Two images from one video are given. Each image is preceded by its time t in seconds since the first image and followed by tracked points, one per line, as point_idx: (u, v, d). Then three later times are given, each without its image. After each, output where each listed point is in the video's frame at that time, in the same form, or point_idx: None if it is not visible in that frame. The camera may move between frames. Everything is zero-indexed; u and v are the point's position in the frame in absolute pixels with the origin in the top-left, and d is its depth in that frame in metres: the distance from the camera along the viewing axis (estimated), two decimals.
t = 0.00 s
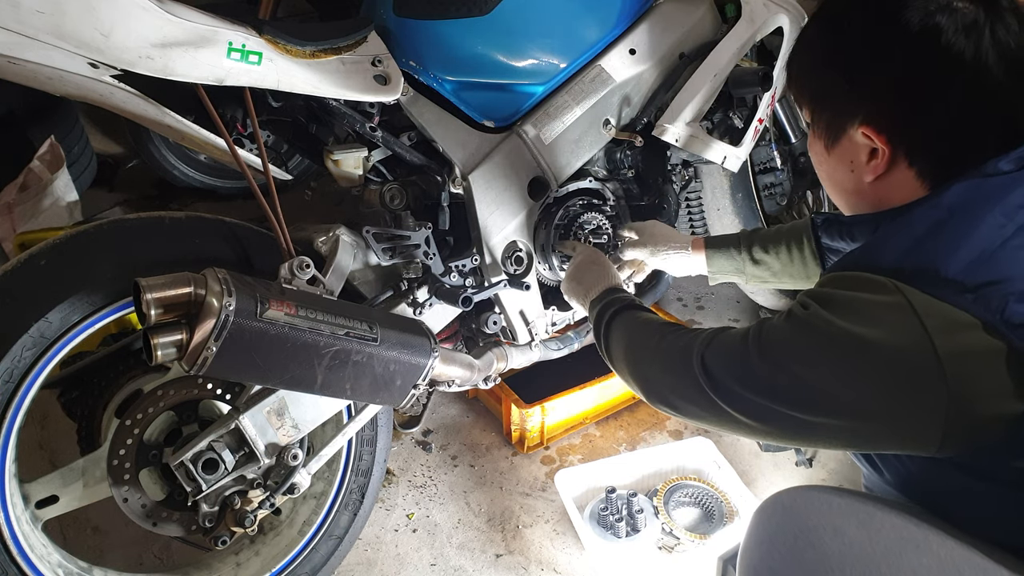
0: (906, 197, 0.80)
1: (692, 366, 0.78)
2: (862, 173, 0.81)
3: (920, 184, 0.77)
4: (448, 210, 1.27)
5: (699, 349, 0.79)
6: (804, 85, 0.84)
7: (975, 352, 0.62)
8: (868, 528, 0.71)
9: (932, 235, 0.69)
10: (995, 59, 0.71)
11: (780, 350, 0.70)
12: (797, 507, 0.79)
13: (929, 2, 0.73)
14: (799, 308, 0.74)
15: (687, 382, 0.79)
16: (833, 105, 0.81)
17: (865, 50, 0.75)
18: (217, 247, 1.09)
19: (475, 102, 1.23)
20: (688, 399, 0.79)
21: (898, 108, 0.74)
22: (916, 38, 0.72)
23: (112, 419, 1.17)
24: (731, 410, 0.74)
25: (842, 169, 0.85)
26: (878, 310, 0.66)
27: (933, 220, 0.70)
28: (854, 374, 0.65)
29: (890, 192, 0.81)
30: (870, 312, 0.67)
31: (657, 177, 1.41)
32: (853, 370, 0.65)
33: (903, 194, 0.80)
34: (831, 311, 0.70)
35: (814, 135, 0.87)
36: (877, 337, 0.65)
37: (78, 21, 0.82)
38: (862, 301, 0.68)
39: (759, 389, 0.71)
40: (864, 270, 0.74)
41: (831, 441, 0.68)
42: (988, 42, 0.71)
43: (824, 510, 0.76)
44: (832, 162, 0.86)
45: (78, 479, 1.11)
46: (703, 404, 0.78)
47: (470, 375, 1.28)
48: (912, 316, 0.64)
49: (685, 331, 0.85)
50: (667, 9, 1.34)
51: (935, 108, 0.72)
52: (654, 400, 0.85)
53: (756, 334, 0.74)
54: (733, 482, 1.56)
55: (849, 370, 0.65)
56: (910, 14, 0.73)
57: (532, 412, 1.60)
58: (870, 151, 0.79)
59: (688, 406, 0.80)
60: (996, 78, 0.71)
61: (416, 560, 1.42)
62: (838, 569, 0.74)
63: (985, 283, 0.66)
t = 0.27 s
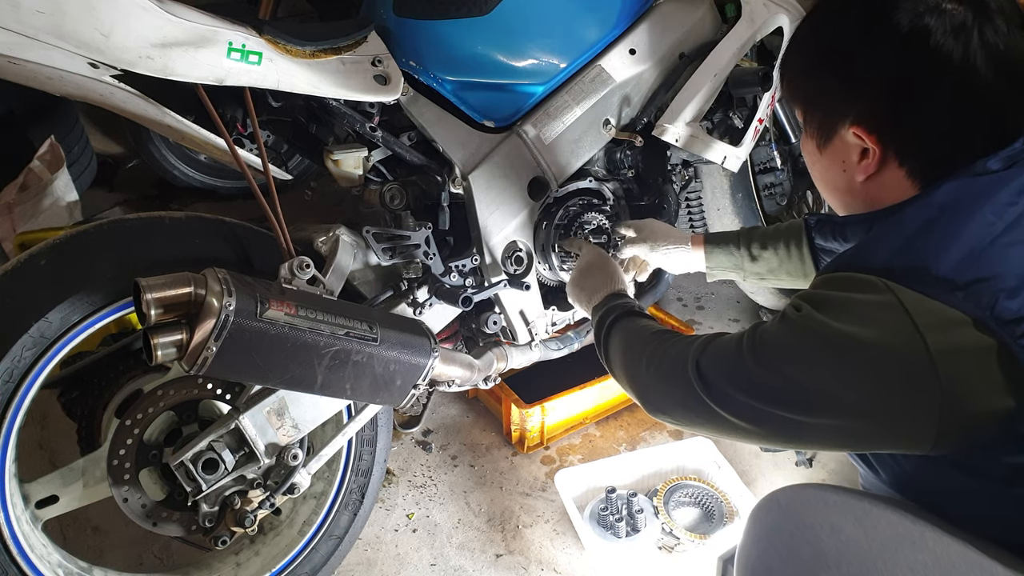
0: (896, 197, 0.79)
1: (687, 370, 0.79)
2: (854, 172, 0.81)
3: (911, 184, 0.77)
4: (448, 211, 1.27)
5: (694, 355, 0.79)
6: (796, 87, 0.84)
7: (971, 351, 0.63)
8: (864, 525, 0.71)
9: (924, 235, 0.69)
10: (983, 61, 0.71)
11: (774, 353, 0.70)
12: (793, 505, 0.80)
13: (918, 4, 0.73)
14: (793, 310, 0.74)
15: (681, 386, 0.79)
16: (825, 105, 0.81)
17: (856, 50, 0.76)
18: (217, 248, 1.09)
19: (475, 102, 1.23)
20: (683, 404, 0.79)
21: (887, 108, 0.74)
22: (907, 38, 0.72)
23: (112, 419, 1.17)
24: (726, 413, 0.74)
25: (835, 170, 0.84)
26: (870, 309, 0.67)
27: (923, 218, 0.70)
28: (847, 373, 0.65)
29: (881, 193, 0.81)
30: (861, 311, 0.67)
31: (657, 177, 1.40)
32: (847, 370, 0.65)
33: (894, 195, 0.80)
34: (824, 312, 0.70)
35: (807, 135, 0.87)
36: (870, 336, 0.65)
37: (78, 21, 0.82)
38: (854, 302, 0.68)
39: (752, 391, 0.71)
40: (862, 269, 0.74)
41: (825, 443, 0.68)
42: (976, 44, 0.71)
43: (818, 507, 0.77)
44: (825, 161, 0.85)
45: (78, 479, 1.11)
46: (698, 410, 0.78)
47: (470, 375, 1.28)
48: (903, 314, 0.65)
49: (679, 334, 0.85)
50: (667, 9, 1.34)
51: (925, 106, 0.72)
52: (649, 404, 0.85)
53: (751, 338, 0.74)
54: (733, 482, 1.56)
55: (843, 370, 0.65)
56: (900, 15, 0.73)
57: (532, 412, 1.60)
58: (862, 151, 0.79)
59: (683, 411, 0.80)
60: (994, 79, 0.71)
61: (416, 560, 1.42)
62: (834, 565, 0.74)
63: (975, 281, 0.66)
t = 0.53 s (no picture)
0: (889, 195, 0.80)
1: (685, 365, 0.78)
2: (849, 171, 0.81)
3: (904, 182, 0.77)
4: (448, 211, 1.27)
5: (691, 350, 0.78)
6: (791, 86, 0.84)
7: (969, 350, 0.63)
8: (861, 523, 0.71)
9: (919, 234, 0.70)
10: (976, 60, 0.71)
11: (772, 349, 0.70)
12: (791, 504, 0.79)
13: (912, 3, 0.73)
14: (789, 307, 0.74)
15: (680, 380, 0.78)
16: (820, 104, 0.81)
17: (850, 49, 0.76)
18: (217, 248, 1.09)
19: (475, 102, 1.23)
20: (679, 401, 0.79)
21: (881, 105, 0.74)
22: (900, 35, 0.72)
23: (112, 419, 1.17)
24: (724, 410, 0.73)
25: (829, 169, 0.84)
26: (866, 306, 0.67)
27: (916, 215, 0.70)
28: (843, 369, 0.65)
29: (874, 191, 0.81)
30: (856, 307, 0.67)
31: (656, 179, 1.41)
32: (843, 366, 0.65)
33: (887, 194, 0.80)
34: (821, 309, 0.70)
35: (801, 134, 0.87)
36: (866, 333, 0.65)
37: (78, 21, 0.82)
38: (850, 299, 0.68)
39: (749, 387, 0.70)
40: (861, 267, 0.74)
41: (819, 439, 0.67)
42: (969, 43, 0.71)
43: (817, 505, 0.76)
44: (819, 159, 0.85)
45: (78, 479, 1.11)
46: (699, 404, 0.76)
47: (470, 375, 1.28)
48: (897, 310, 0.65)
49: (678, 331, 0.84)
50: (667, 9, 1.34)
51: (917, 101, 0.72)
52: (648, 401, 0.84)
53: (748, 335, 0.73)
54: (733, 482, 1.56)
55: (839, 366, 0.65)
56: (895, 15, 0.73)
57: (532, 412, 1.60)
58: (856, 150, 0.79)
59: (682, 408, 0.79)
60: (993, 79, 0.71)
61: (416, 560, 1.42)
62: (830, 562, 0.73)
63: (968, 276, 0.66)
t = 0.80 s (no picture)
0: (890, 192, 0.79)
1: (687, 362, 0.78)
2: (850, 168, 0.81)
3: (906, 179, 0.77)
4: (448, 210, 1.27)
5: (693, 346, 0.78)
6: (792, 85, 0.84)
7: (971, 345, 0.62)
8: (861, 523, 0.71)
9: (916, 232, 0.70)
10: (978, 57, 0.71)
11: (774, 347, 0.70)
12: (792, 504, 0.79)
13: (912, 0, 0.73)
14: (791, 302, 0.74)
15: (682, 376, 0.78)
16: (820, 104, 0.81)
17: (849, 49, 0.76)
18: (217, 247, 1.09)
19: (475, 101, 1.23)
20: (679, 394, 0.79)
21: (880, 102, 0.74)
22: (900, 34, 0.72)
23: (112, 419, 1.17)
24: (727, 407, 0.73)
25: (830, 166, 0.84)
26: (867, 302, 0.66)
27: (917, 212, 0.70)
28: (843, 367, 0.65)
29: (874, 188, 0.81)
30: (858, 303, 0.67)
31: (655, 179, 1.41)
32: (844, 364, 0.65)
33: (888, 191, 0.80)
34: (823, 305, 0.70)
35: (803, 132, 0.87)
36: (865, 331, 0.65)
37: (78, 21, 0.82)
38: (852, 295, 0.68)
39: (751, 384, 0.70)
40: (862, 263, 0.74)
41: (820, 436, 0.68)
42: (971, 40, 0.72)
43: (819, 504, 0.76)
44: (819, 157, 0.85)
45: (78, 479, 1.11)
46: (701, 400, 0.77)
47: (470, 375, 1.28)
48: (899, 306, 0.65)
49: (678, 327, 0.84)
50: (667, 9, 1.34)
51: (915, 99, 0.72)
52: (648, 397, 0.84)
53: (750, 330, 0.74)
54: (733, 482, 1.56)
55: (841, 364, 0.65)
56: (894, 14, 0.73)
57: (532, 412, 1.60)
58: (857, 147, 0.79)
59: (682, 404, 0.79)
60: (992, 78, 0.71)
61: (416, 560, 1.42)
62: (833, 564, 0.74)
63: (970, 274, 0.66)
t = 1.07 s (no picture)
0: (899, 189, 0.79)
1: (691, 363, 0.77)
2: (857, 167, 0.81)
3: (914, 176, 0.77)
4: (448, 210, 1.27)
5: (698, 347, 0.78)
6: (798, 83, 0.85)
7: (983, 342, 0.63)
8: (872, 527, 0.71)
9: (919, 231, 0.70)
10: (986, 53, 0.71)
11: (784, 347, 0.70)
12: (801, 507, 0.80)
13: None
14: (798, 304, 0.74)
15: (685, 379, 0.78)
16: (827, 101, 0.81)
17: (854, 47, 0.76)
18: (217, 247, 1.08)
19: (475, 101, 1.22)
20: (683, 400, 0.79)
21: (888, 99, 0.75)
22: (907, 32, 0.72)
23: (112, 419, 1.17)
24: (734, 408, 0.73)
25: (837, 165, 0.84)
26: (878, 299, 0.67)
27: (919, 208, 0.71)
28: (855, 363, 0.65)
29: (883, 185, 0.81)
30: (869, 301, 0.67)
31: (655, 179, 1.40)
32: (857, 361, 0.65)
33: (896, 187, 0.80)
34: (833, 303, 0.70)
35: (809, 130, 0.87)
36: (878, 327, 0.65)
37: (78, 21, 0.82)
38: (863, 292, 0.68)
39: (759, 382, 0.70)
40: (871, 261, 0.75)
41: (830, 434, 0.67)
42: (980, 37, 0.71)
43: (828, 508, 0.76)
44: (826, 155, 0.85)
45: (78, 479, 1.11)
46: (708, 402, 0.76)
47: (470, 375, 1.28)
48: (911, 302, 0.65)
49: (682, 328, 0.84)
50: (667, 8, 1.34)
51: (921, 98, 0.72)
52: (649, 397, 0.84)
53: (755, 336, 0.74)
54: (733, 482, 1.56)
55: (853, 360, 0.65)
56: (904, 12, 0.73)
57: (532, 412, 1.60)
58: (864, 145, 0.79)
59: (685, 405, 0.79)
60: (994, 77, 0.71)
61: (416, 560, 1.42)
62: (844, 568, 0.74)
63: (974, 274, 0.66)
